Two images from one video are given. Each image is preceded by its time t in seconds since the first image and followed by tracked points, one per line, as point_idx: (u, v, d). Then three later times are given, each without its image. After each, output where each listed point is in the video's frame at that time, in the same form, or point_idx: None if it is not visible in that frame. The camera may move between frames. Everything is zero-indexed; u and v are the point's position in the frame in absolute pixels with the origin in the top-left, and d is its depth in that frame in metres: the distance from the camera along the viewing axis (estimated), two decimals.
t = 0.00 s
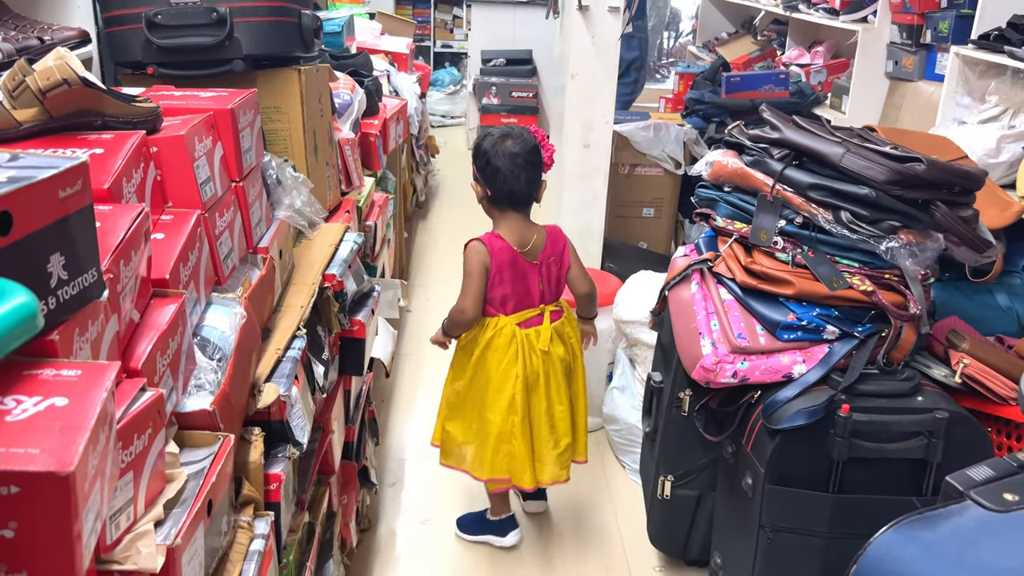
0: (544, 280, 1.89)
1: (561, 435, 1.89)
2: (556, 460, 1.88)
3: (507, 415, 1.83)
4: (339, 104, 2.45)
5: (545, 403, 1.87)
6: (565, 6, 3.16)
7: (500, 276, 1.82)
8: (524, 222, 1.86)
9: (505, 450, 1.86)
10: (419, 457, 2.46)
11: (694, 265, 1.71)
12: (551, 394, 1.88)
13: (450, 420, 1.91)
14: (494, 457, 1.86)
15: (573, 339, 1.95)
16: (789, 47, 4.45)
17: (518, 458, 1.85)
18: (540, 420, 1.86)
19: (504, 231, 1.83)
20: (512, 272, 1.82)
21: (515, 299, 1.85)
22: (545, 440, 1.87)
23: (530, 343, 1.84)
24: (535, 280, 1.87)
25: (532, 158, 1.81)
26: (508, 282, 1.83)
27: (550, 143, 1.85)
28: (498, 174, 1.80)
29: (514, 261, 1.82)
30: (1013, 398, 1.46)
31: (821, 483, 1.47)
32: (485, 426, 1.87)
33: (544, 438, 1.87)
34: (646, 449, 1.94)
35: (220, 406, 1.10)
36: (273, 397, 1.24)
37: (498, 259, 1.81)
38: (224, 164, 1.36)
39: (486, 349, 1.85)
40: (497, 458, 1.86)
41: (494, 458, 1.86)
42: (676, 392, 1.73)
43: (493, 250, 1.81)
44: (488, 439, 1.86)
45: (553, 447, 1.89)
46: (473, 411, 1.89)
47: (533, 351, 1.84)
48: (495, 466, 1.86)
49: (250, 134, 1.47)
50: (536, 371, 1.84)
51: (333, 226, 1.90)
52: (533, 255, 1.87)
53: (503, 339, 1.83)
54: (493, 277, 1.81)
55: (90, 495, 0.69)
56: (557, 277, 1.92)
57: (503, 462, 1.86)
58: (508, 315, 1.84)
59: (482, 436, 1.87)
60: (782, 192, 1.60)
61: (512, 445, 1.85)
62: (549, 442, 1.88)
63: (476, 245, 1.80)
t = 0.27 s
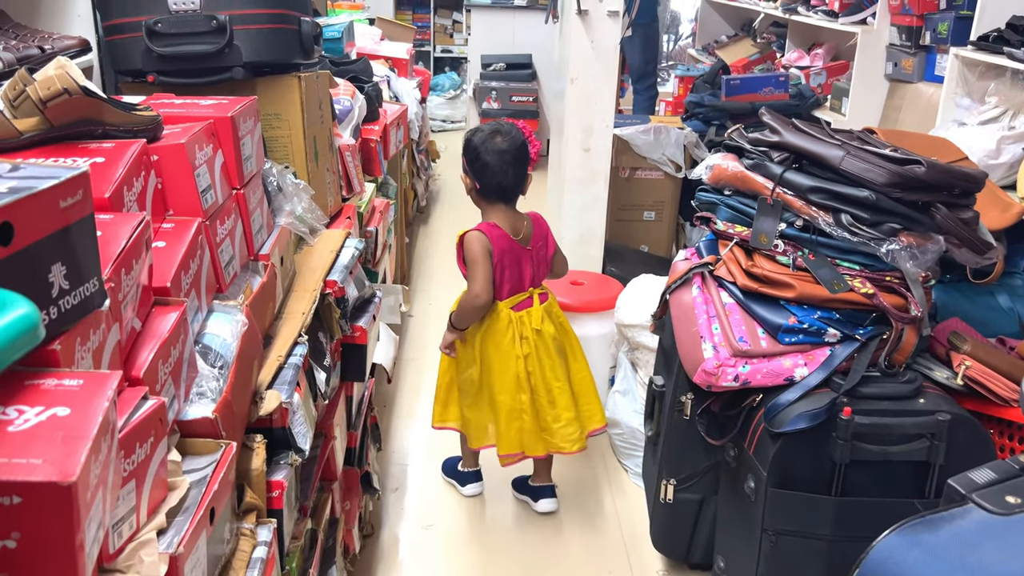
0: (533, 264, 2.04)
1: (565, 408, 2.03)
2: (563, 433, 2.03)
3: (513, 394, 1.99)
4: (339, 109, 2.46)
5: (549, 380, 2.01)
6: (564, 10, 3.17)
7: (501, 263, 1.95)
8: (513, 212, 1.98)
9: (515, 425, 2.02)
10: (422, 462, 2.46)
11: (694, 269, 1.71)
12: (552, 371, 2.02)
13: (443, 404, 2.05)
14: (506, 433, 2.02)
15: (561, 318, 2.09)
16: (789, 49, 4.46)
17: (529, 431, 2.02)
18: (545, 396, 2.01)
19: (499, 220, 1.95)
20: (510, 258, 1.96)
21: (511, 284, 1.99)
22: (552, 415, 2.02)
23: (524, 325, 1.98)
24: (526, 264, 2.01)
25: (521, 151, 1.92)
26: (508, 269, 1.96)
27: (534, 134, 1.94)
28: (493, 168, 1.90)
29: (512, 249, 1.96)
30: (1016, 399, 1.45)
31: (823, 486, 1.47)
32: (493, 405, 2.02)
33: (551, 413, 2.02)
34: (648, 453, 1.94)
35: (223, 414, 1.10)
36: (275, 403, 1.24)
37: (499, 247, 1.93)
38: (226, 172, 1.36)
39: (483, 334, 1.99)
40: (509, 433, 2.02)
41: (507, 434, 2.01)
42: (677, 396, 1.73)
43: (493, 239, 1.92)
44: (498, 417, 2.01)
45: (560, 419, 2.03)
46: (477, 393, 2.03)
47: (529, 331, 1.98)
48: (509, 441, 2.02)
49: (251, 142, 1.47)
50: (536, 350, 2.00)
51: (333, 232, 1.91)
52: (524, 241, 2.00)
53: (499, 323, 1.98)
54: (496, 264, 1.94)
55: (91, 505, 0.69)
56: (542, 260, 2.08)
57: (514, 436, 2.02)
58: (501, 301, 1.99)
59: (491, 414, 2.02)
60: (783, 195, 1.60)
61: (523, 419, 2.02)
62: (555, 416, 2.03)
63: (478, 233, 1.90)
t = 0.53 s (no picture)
0: (509, 255, 2.18)
1: (526, 391, 2.17)
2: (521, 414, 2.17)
3: (478, 374, 2.12)
4: (339, 117, 2.46)
5: (512, 364, 2.16)
6: (563, 16, 3.17)
7: (468, 248, 2.12)
8: (493, 205, 2.14)
9: (477, 405, 2.15)
10: (423, 469, 2.46)
11: (695, 274, 1.70)
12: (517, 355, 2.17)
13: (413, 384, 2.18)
14: (467, 412, 2.16)
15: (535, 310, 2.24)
16: (787, 53, 4.46)
17: (490, 412, 2.15)
18: (508, 379, 2.16)
19: (474, 209, 2.13)
20: (479, 245, 2.12)
21: (482, 269, 2.15)
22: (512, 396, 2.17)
23: (496, 312, 2.13)
24: (501, 254, 2.17)
25: (502, 153, 2.09)
26: (476, 256, 2.12)
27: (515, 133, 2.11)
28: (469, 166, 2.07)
29: (482, 237, 2.12)
30: (1018, 403, 1.45)
31: (825, 492, 1.47)
32: (458, 384, 2.16)
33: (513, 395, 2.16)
34: (649, 459, 1.93)
35: (223, 424, 1.10)
36: (276, 412, 1.24)
37: (466, 234, 2.10)
38: (225, 180, 1.36)
39: (457, 317, 2.13)
40: (471, 412, 2.15)
41: (469, 412, 2.15)
42: (678, 402, 1.73)
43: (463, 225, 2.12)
44: (463, 396, 2.15)
45: (520, 401, 2.17)
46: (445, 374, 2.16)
47: (500, 317, 2.13)
48: (470, 419, 2.15)
49: (251, 151, 1.47)
50: (504, 335, 2.14)
51: (333, 240, 1.91)
52: (500, 231, 2.16)
53: (473, 308, 2.12)
54: (462, 248, 2.11)
55: (91, 518, 0.69)
56: (521, 251, 2.21)
57: (476, 416, 2.15)
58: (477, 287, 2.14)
59: (457, 394, 2.16)
60: (782, 201, 1.60)
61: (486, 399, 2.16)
62: (516, 398, 2.17)
63: (448, 220, 2.09)
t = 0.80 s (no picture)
0: (503, 239, 2.35)
1: (494, 367, 2.33)
2: (489, 387, 2.34)
3: (452, 345, 2.31)
4: (335, 123, 2.46)
5: (486, 342, 2.33)
6: (560, 21, 3.17)
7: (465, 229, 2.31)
8: (493, 192, 2.32)
9: (449, 375, 2.34)
10: (420, 475, 2.45)
11: (692, 280, 1.70)
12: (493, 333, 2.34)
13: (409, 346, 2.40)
14: (440, 378, 2.36)
15: (523, 298, 2.37)
16: (784, 58, 4.47)
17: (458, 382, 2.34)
18: (480, 355, 2.33)
19: (474, 193, 2.31)
20: (474, 229, 2.30)
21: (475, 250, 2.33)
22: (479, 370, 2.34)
23: (481, 291, 2.30)
24: (494, 238, 2.34)
25: (503, 141, 2.27)
26: (472, 237, 2.30)
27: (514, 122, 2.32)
28: (473, 152, 2.25)
29: (478, 220, 2.30)
30: (1015, 409, 1.45)
31: (823, 499, 1.46)
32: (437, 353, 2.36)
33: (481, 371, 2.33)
34: (647, 466, 1.93)
35: (217, 434, 1.09)
36: (271, 421, 1.23)
37: (464, 216, 2.29)
38: (220, 188, 1.36)
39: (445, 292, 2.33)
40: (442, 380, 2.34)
41: (440, 378, 2.35)
42: (676, 408, 1.72)
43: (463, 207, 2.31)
44: (436, 363, 2.34)
45: (487, 377, 2.34)
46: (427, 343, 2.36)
47: (481, 296, 2.30)
48: (440, 387, 2.35)
49: (246, 159, 1.46)
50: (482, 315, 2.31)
51: (329, 247, 1.90)
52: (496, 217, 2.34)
53: (459, 286, 2.31)
54: (459, 228, 2.29)
55: (82, 531, 0.68)
56: (516, 238, 2.37)
57: (446, 384, 2.35)
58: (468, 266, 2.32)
59: (434, 362, 2.36)
60: (779, 207, 1.59)
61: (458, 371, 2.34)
62: (486, 373, 2.34)
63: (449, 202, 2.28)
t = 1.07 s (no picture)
0: (480, 222, 2.58)
1: (474, 341, 2.51)
2: (472, 358, 2.53)
3: (436, 320, 2.50)
4: (331, 130, 2.45)
5: (467, 318, 2.51)
6: (555, 29, 3.18)
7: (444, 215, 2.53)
8: (471, 183, 2.56)
9: (435, 348, 2.53)
10: (416, 484, 2.44)
11: (688, 289, 1.69)
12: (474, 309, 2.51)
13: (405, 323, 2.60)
14: (428, 348, 2.54)
15: (500, 276, 2.53)
16: (779, 65, 4.48)
17: (443, 355, 2.53)
18: (462, 330, 2.51)
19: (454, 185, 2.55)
20: (454, 215, 2.54)
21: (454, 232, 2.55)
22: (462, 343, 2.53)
23: (458, 271, 2.48)
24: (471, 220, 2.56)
25: (481, 142, 2.50)
26: (453, 222, 2.53)
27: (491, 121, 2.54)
28: (453, 151, 2.51)
29: (457, 206, 2.53)
30: (1013, 419, 1.44)
31: (820, 509, 1.45)
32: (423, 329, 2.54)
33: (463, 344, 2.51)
34: (644, 474, 1.91)
35: (209, 446, 1.08)
36: (264, 432, 1.22)
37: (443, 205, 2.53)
38: (214, 198, 1.35)
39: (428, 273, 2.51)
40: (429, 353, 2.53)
41: (426, 351, 2.54)
42: (672, 417, 1.71)
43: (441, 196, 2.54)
44: (422, 338, 2.53)
45: (468, 350, 2.53)
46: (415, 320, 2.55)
47: (460, 275, 2.48)
48: (427, 357, 2.54)
49: (240, 168, 1.46)
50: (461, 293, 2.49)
51: (324, 255, 1.90)
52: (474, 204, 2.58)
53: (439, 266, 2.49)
54: (440, 217, 2.54)
55: (71, 548, 0.67)
56: (492, 223, 2.62)
57: (433, 353, 2.54)
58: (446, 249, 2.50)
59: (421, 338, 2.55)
60: (775, 216, 1.59)
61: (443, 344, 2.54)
62: (468, 346, 2.53)
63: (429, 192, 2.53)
